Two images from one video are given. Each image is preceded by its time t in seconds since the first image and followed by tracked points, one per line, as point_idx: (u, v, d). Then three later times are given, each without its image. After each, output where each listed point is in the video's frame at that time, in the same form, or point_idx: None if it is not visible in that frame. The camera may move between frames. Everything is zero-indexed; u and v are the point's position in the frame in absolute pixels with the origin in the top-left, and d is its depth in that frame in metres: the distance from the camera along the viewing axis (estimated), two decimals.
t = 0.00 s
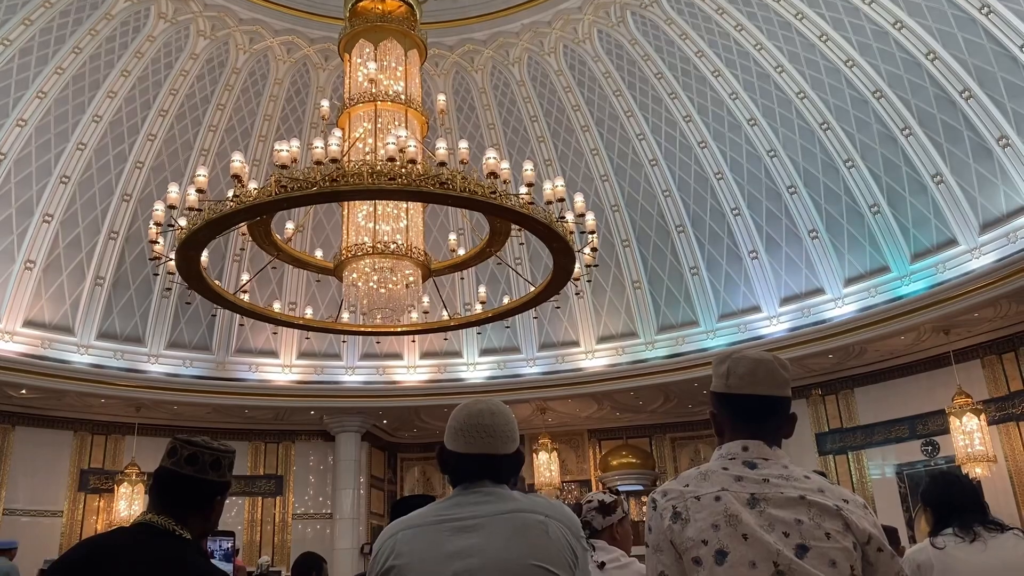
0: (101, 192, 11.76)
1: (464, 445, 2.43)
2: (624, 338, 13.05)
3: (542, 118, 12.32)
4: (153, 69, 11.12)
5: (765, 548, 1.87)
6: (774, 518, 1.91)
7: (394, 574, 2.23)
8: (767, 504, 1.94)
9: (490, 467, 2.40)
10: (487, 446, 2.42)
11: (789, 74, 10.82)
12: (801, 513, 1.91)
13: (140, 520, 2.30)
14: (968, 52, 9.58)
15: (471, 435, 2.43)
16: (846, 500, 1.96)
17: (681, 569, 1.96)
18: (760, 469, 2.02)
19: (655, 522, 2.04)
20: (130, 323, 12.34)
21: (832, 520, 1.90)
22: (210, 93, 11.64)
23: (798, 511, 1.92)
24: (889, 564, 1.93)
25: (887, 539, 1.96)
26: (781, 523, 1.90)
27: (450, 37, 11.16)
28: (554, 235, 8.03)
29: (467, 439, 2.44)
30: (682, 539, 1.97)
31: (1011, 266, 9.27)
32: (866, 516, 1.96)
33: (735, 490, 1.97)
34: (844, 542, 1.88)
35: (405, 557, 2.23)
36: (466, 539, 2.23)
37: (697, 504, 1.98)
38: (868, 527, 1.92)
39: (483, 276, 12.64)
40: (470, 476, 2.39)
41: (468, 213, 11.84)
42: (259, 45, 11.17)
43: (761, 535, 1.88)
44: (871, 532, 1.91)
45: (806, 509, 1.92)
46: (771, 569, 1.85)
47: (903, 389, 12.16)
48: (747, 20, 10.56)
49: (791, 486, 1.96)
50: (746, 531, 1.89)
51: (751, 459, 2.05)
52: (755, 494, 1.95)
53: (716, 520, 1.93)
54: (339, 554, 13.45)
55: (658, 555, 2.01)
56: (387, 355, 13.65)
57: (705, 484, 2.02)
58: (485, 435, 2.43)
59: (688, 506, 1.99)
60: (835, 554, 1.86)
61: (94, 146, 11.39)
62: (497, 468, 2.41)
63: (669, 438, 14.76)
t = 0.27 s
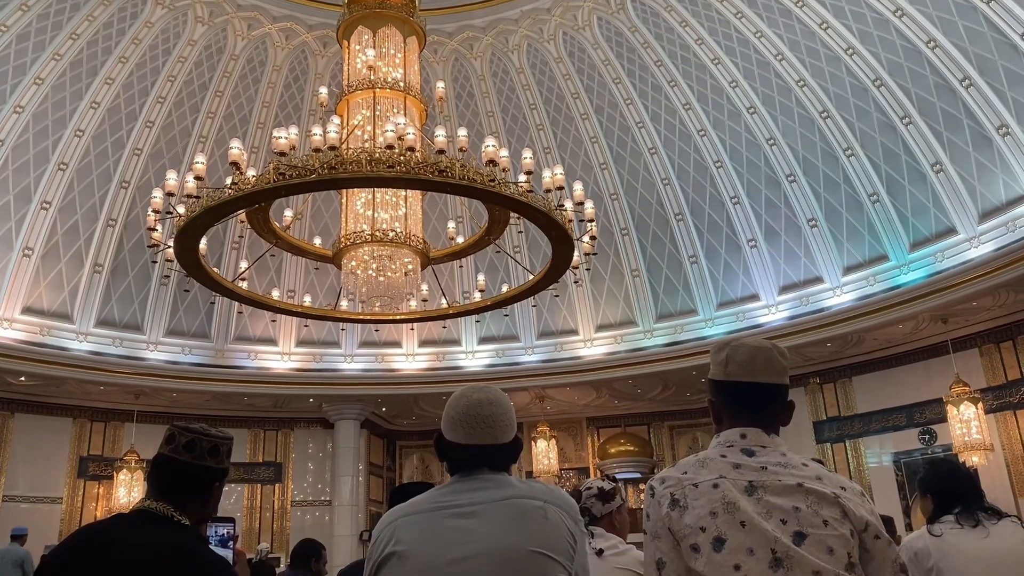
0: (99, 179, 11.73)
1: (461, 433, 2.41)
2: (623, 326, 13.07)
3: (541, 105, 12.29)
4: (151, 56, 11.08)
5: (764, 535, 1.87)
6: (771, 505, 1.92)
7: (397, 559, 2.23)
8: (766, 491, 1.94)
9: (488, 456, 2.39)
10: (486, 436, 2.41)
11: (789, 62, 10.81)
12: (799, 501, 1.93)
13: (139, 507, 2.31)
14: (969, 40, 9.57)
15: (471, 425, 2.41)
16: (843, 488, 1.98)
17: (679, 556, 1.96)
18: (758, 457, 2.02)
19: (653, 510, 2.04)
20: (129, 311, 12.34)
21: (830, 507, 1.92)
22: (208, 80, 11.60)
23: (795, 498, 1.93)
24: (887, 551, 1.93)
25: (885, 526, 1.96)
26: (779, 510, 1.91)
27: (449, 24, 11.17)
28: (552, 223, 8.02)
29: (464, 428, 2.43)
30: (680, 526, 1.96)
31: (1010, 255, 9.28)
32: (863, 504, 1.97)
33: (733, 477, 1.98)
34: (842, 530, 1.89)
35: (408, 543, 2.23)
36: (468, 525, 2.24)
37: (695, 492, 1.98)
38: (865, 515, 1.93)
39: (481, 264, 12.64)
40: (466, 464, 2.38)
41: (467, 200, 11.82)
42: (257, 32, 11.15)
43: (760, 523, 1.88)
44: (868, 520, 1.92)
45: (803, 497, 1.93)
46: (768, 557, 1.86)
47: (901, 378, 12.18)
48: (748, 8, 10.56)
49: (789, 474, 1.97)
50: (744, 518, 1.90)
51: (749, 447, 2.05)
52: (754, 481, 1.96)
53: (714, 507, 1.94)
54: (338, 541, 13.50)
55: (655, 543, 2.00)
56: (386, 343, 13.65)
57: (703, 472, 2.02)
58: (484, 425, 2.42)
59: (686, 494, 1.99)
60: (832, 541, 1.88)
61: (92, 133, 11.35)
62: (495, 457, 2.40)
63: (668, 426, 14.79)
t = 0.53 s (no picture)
0: (98, 167, 11.70)
1: (463, 424, 2.41)
2: (622, 314, 13.08)
3: (541, 94, 12.26)
4: (149, 43, 11.06)
5: (762, 523, 1.88)
6: (770, 493, 1.93)
7: (398, 546, 2.24)
8: (764, 479, 1.95)
9: (489, 445, 2.41)
10: (488, 426, 2.41)
11: (789, 50, 10.81)
12: (796, 488, 1.94)
13: (139, 493, 2.32)
14: (970, 29, 9.57)
15: (473, 414, 2.41)
16: (842, 476, 1.99)
17: (677, 544, 1.95)
18: (756, 444, 2.03)
19: (650, 497, 2.02)
20: (128, 298, 12.34)
21: (828, 495, 1.93)
22: (206, 67, 11.58)
23: (793, 486, 1.94)
24: (883, 539, 1.95)
25: (882, 514, 1.98)
26: (777, 498, 1.92)
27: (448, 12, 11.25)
28: (552, 212, 8.02)
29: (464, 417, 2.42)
30: (678, 513, 1.95)
31: (1009, 244, 9.28)
32: (860, 491, 1.99)
33: (731, 465, 1.98)
34: (840, 518, 1.91)
35: (409, 530, 2.24)
36: (468, 512, 2.25)
37: (694, 479, 1.97)
38: (862, 503, 1.95)
39: (481, 253, 12.64)
40: (467, 454, 2.40)
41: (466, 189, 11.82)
42: (256, 19, 11.16)
43: (758, 510, 1.89)
44: (866, 507, 1.94)
45: (802, 485, 1.94)
46: (767, 544, 1.86)
47: (899, 367, 12.20)
48: None
49: (788, 462, 1.98)
50: (743, 506, 1.90)
51: (748, 435, 2.06)
52: (752, 469, 1.96)
53: (713, 495, 1.94)
54: (338, 528, 13.55)
55: (653, 530, 1.98)
56: (385, 331, 13.66)
57: (702, 459, 2.02)
58: (485, 414, 2.42)
59: (684, 481, 1.98)
60: (830, 529, 1.89)
61: (90, 120, 11.33)
62: (496, 447, 2.42)
63: (666, 414, 14.83)
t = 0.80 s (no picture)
0: (96, 154, 11.66)
1: (462, 413, 2.41)
2: (620, 303, 13.09)
3: (540, 81, 12.24)
4: (146, 29, 11.03)
5: (758, 510, 1.88)
6: (767, 480, 1.93)
7: (397, 533, 2.25)
8: (761, 467, 1.95)
9: (489, 433, 2.42)
10: (487, 414, 2.41)
11: (789, 38, 10.80)
12: (793, 476, 1.94)
13: (138, 480, 2.32)
14: (970, 17, 9.56)
15: (472, 403, 2.41)
16: (837, 464, 2.00)
17: (674, 531, 1.96)
18: (753, 432, 2.03)
19: (648, 484, 2.03)
20: (127, 286, 12.33)
21: (824, 483, 1.94)
22: (204, 53, 11.54)
23: (790, 474, 1.95)
24: (879, 526, 1.96)
25: (878, 502, 1.99)
26: (774, 485, 1.92)
27: None
28: (551, 200, 8.00)
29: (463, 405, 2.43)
30: (675, 501, 1.96)
31: (1008, 233, 9.28)
32: (856, 479, 1.99)
33: (728, 453, 1.98)
34: (836, 505, 1.91)
35: (408, 516, 2.25)
36: (468, 498, 2.26)
37: (691, 466, 1.98)
38: (858, 491, 1.95)
39: (479, 241, 12.64)
40: (466, 443, 2.40)
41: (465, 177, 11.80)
42: (255, 5, 11.14)
43: (755, 498, 1.90)
44: (862, 495, 1.95)
45: (798, 472, 1.95)
46: (763, 531, 1.87)
47: (897, 356, 12.22)
48: None
49: (785, 450, 1.98)
50: (739, 493, 1.90)
51: (745, 423, 2.06)
52: (749, 457, 1.97)
53: (710, 482, 1.94)
54: (337, 515, 13.59)
55: (650, 517, 2.00)
56: (384, 319, 13.66)
57: (699, 447, 2.02)
58: (485, 403, 2.42)
59: (682, 468, 1.99)
60: (826, 517, 1.90)
61: (88, 107, 11.29)
62: (495, 436, 2.42)
63: (664, 403, 14.87)
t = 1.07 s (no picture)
0: (94, 141, 11.64)
1: (464, 399, 2.42)
2: (619, 292, 13.09)
3: (539, 69, 12.22)
4: (144, 16, 10.99)
5: (756, 497, 1.89)
6: (764, 468, 1.94)
7: (395, 519, 2.26)
8: (758, 454, 1.96)
9: (488, 420, 2.42)
10: (488, 400, 2.42)
11: (789, 26, 10.81)
12: (791, 463, 1.95)
13: (138, 467, 2.31)
14: (971, 5, 9.54)
15: (474, 389, 2.42)
16: (835, 451, 2.01)
17: (671, 518, 1.96)
18: (751, 420, 2.03)
19: (645, 471, 2.04)
20: (125, 273, 12.33)
21: (821, 470, 1.94)
22: (202, 40, 11.51)
23: (788, 461, 1.95)
24: (877, 512, 1.97)
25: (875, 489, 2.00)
26: (772, 472, 1.93)
27: None
28: (550, 188, 7.98)
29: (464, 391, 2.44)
30: (673, 488, 1.96)
31: (1007, 223, 9.28)
32: (853, 466, 2.00)
33: (725, 440, 1.99)
34: (834, 493, 1.92)
35: (406, 503, 2.26)
36: (465, 486, 2.26)
37: (689, 454, 1.98)
38: (856, 478, 1.96)
39: (478, 230, 12.64)
40: (468, 429, 2.41)
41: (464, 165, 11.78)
42: None
43: (753, 485, 1.90)
44: (859, 482, 1.96)
45: (796, 460, 1.95)
46: (760, 519, 1.88)
47: (895, 346, 12.24)
48: None
49: (783, 437, 1.98)
50: (737, 481, 1.91)
51: (742, 410, 2.06)
52: (747, 444, 1.97)
53: (707, 469, 1.95)
54: (336, 502, 13.63)
55: (648, 504, 2.00)
56: (382, 307, 13.65)
57: (696, 434, 2.03)
58: (486, 389, 2.43)
59: (679, 456, 1.99)
60: (824, 504, 1.91)
61: (85, 94, 11.25)
62: (496, 422, 2.44)
63: (662, 391, 14.90)
